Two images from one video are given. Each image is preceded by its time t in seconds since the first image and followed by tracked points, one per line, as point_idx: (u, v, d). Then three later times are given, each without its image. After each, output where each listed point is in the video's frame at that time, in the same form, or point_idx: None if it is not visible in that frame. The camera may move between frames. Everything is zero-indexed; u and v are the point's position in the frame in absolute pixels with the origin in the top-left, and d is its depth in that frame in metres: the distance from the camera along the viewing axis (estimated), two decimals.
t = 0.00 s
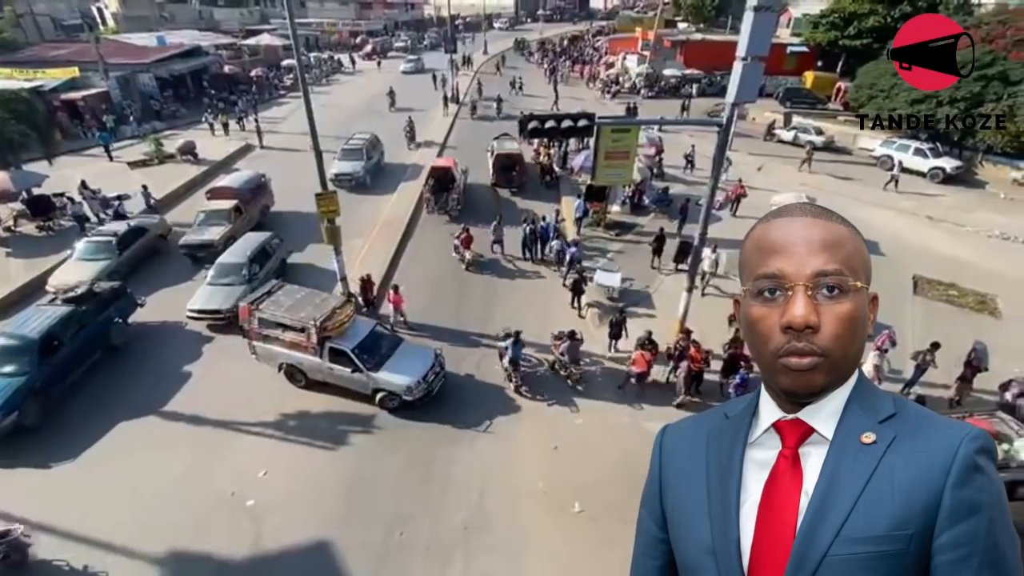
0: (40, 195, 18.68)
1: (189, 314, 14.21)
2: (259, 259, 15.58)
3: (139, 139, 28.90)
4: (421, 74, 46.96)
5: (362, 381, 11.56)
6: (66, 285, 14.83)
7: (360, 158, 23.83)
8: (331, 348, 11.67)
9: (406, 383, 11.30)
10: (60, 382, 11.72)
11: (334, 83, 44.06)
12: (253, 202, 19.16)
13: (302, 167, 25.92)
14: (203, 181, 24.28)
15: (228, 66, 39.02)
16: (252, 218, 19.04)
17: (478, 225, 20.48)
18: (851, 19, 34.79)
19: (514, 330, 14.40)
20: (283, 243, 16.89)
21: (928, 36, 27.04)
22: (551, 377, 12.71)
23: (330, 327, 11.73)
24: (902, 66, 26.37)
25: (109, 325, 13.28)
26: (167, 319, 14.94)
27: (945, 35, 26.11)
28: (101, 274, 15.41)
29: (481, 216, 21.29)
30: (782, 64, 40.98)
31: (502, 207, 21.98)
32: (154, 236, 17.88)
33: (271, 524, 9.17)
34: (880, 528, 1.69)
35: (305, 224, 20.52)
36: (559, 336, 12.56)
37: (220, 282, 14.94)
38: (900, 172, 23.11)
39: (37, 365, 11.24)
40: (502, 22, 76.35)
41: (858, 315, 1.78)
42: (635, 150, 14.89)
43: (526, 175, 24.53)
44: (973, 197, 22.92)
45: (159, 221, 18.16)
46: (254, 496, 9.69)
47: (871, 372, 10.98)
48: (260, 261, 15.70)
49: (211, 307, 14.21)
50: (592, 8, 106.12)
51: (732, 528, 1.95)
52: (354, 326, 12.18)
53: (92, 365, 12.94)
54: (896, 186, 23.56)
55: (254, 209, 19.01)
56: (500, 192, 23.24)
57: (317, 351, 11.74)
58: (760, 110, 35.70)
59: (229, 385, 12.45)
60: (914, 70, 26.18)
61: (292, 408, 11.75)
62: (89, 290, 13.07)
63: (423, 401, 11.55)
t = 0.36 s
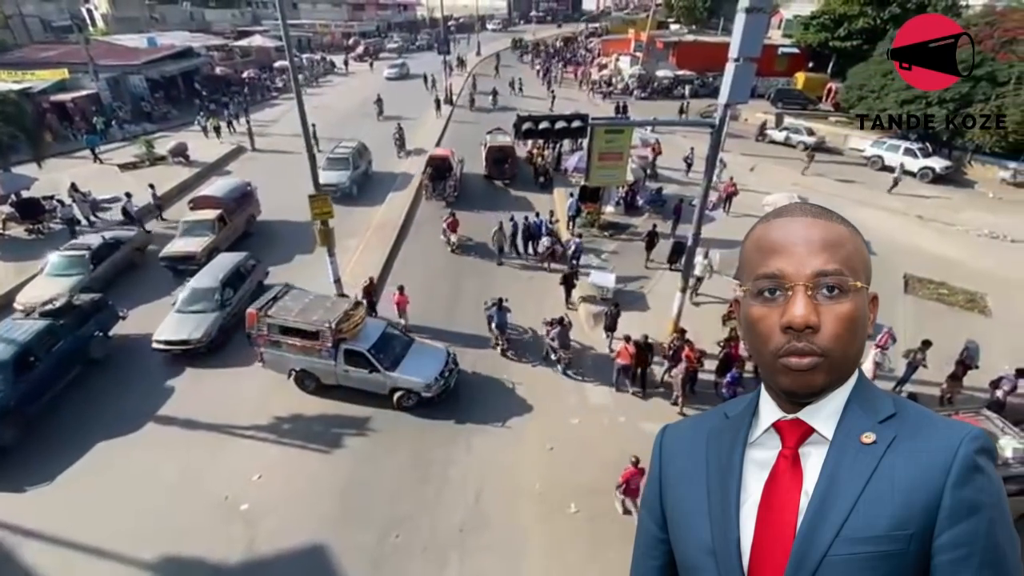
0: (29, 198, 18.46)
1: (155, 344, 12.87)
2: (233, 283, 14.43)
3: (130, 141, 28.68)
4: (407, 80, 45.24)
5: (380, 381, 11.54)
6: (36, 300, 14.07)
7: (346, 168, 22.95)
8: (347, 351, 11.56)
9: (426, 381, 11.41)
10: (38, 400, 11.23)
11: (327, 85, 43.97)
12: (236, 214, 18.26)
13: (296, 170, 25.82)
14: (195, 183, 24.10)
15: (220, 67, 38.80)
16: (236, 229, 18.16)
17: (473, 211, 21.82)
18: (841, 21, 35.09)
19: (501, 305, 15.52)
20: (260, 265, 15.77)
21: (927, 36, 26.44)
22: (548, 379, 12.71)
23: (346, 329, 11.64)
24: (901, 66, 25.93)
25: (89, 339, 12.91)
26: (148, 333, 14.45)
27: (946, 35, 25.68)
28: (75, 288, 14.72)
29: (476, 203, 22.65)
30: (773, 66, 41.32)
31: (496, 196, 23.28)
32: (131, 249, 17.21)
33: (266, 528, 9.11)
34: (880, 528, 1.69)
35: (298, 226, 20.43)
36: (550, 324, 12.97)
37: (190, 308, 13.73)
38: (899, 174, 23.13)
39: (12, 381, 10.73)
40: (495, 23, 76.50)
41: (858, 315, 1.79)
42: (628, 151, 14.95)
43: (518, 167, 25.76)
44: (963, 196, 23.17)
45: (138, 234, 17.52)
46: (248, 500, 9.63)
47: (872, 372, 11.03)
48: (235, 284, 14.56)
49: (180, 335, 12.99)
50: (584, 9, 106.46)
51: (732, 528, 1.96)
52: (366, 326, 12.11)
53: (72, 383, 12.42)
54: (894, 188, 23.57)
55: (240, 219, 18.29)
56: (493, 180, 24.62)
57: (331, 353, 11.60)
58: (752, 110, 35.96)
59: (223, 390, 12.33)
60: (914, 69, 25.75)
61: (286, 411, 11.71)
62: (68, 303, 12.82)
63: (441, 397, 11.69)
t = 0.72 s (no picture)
0: (18, 201, 18.26)
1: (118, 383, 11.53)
2: (203, 310, 13.15)
3: (121, 143, 28.46)
4: (393, 86, 43.58)
5: (388, 381, 11.58)
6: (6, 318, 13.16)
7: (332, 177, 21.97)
8: (353, 353, 11.51)
9: (435, 378, 11.51)
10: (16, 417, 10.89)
11: (320, 86, 43.84)
12: (222, 223, 17.65)
13: (289, 172, 25.71)
14: (187, 185, 23.94)
15: (212, 68, 38.57)
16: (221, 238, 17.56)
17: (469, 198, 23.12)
18: (832, 23, 35.39)
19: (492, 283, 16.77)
20: (233, 290, 14.51)
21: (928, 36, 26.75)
22: (543, 380, 12.69)
23: (349, 331, 11.54)
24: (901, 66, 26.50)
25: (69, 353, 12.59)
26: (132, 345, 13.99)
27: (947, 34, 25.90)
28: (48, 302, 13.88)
29: (470, 191, 23.94)
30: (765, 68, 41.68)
31: (490, 185, 24.58)
32: (108, 263, 16.33)
33: (261, 533, 9.06)
34: (880, 528, 1.70)
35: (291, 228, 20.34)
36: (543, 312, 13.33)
37: (155, 340, 12.40)
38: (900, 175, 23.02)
39: None
40: (489, 25, 76.60)
41: (858, 315, 1.80)
42: (622, 151, 14.98)
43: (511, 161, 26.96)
44: (952, 196, 23.40)
45: (114, 247, 16.66)
46: (242, 504, 9.56)
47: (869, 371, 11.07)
48: (206, 312, 13.26)
49: (145, 371, 11.67)
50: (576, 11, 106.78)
51: (731, 528, 1.97)
52: (369, 329, 12.04)
53: (51, 398, 12.09)
54: (897, 190, 23.30)
55: (224, 229, 17.69)
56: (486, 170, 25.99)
57: (336, 356, 11.52)
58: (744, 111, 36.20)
59: (214, 396, 12.18)
60: (914, 70, 26.13)
61: (280, 414, 11.65)
62: (46, 315, 12.45)
63: (448, 393, 11.83)
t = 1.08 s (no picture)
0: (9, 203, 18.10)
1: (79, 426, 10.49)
2: (174, 340, 12.01)
3: (113, 145, 28.32)
4: (378, 92, 41.71)
5: (392, 381, 11.61)
6: None
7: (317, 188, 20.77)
8: (356, 354, 11.53)
9: (439, 376, 11.61)
10: None
11: (313, 87, 43.74)
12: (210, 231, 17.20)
13: (283, 173, 25.63)
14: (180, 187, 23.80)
15: (204, 70, 38.41)
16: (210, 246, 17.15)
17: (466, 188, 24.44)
18: (824, 24, 35.63)
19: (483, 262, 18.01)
20: (208, 314, 13.33)
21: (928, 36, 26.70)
22: (540, 382, 12.66)
23: (352, 330, 11.56)
24: (902, 67, 26.47)
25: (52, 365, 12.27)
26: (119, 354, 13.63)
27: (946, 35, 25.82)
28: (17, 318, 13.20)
29: (467, 181, 25.23)
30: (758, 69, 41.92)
31: (485, 175, 25.88)
32: (85, 277, 15.63)
33: (257, 536, 9.02)
34: (881, 529, 1.70)
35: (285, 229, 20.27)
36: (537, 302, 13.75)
37: (121, 375, 11.29)
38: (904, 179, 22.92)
39: None
40: (483, 26, 76.64)
41: (858, 315, 1.81)
42: (617, 152, 15.04)
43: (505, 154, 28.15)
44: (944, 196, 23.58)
45: (93, 259, 15.93)
46: (238, 507, 9.51)
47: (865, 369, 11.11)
48: (177, 341, 12.12)
49: (109, 411, 10.60)
50: (570, 13, 107.00)
51: (732, 528, 1.97)
52: (371, 330, 12.08)
53: (33, 410, 11.85)
54: (898, 191, 23.40)
55: (213, 236, 17.24)
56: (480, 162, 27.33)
57: (339, 356, 11.50)
58: (737, 112, 36.40)
59: (206, 402, 11.99)
60: (914, 70, 26.09)
61: (275, 416, 11.60)
62: (29, 325, 12.11)
63: (452, 391, 11.93)
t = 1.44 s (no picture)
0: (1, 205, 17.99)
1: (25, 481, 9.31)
2: (139, 378, 10.84)
3: (106, 146, 28.18)
4: (366, 98, 40.35)
5: (398, 380, 11.65)
6: None
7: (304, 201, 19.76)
8: (361, 355, 11.55)
9: (444, 373, 11.69)
10: None
11: (307, 88, 43.64)
12: (198, 239, 16.95)
13: (277, 175, 25.54)
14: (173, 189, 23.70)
15: (198, 70, 38.26)
16: (198, 253, 16.91)
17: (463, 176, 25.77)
18: (816, 25, 35.84)
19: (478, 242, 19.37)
20: (178, 346, 12.14)
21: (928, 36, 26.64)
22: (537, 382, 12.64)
23: (355, 331, 11.58)
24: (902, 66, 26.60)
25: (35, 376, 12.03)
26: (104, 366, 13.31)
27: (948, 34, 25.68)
28: None
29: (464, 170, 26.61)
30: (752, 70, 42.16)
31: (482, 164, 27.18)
32: (61, 292, 14.96)
33: (252, 539, 8.98)
34: (881, 528, 1.71)
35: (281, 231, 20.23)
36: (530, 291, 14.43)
37: (79, 420, 10.14)
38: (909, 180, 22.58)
39: None
40: (478, 27, 76.69)
41: (859, 315, 1.82)
42: (612, 152, 15.06)
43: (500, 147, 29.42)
44: (936, 196, 23.74)
45: (69, 272, 15.24)
46: (233, 511, 9.47)
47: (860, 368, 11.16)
48: (142, 379, 10.94)
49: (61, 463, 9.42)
50: (565, 14, 107.16)
51: (732, 528, 1.98)
52: (375, 330, 12.08)
53: (16, 423, 11.62)
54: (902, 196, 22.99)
55: (202, 242, 17.01)
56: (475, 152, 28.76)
57: (343, 358, 11.52)
58: (731, 112, 36.57)
59: (196, 408, 11.78)
60: (914, 69, 26.22)
61: (271, 419, 11.56)
62: (9, 337, 11.75)
63: (457, 388, 12.03)
